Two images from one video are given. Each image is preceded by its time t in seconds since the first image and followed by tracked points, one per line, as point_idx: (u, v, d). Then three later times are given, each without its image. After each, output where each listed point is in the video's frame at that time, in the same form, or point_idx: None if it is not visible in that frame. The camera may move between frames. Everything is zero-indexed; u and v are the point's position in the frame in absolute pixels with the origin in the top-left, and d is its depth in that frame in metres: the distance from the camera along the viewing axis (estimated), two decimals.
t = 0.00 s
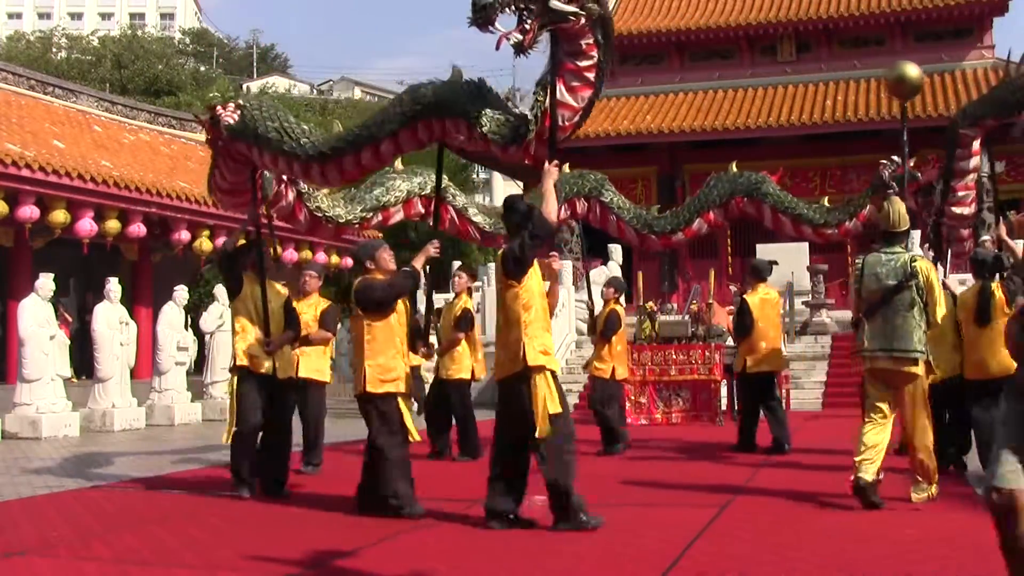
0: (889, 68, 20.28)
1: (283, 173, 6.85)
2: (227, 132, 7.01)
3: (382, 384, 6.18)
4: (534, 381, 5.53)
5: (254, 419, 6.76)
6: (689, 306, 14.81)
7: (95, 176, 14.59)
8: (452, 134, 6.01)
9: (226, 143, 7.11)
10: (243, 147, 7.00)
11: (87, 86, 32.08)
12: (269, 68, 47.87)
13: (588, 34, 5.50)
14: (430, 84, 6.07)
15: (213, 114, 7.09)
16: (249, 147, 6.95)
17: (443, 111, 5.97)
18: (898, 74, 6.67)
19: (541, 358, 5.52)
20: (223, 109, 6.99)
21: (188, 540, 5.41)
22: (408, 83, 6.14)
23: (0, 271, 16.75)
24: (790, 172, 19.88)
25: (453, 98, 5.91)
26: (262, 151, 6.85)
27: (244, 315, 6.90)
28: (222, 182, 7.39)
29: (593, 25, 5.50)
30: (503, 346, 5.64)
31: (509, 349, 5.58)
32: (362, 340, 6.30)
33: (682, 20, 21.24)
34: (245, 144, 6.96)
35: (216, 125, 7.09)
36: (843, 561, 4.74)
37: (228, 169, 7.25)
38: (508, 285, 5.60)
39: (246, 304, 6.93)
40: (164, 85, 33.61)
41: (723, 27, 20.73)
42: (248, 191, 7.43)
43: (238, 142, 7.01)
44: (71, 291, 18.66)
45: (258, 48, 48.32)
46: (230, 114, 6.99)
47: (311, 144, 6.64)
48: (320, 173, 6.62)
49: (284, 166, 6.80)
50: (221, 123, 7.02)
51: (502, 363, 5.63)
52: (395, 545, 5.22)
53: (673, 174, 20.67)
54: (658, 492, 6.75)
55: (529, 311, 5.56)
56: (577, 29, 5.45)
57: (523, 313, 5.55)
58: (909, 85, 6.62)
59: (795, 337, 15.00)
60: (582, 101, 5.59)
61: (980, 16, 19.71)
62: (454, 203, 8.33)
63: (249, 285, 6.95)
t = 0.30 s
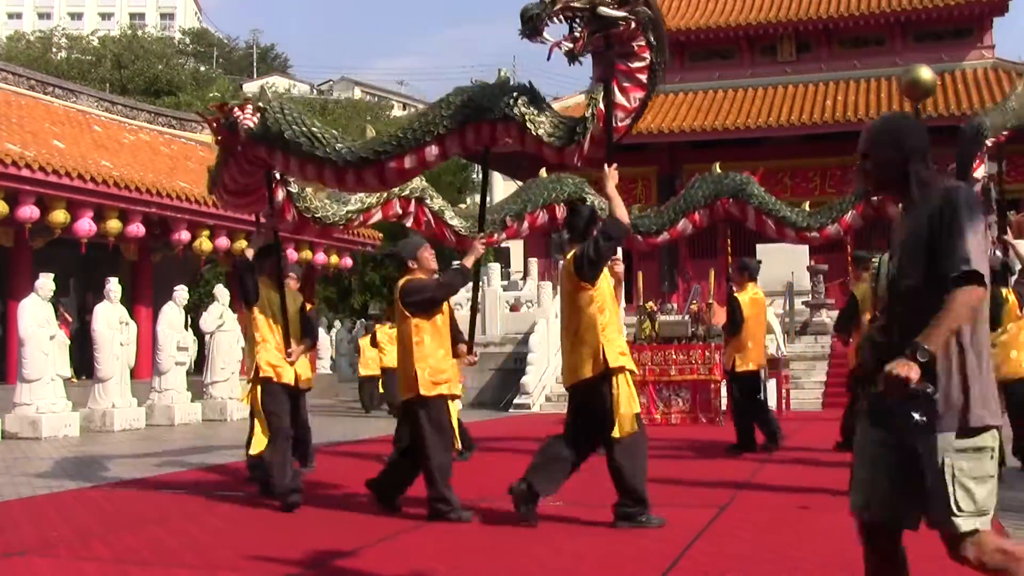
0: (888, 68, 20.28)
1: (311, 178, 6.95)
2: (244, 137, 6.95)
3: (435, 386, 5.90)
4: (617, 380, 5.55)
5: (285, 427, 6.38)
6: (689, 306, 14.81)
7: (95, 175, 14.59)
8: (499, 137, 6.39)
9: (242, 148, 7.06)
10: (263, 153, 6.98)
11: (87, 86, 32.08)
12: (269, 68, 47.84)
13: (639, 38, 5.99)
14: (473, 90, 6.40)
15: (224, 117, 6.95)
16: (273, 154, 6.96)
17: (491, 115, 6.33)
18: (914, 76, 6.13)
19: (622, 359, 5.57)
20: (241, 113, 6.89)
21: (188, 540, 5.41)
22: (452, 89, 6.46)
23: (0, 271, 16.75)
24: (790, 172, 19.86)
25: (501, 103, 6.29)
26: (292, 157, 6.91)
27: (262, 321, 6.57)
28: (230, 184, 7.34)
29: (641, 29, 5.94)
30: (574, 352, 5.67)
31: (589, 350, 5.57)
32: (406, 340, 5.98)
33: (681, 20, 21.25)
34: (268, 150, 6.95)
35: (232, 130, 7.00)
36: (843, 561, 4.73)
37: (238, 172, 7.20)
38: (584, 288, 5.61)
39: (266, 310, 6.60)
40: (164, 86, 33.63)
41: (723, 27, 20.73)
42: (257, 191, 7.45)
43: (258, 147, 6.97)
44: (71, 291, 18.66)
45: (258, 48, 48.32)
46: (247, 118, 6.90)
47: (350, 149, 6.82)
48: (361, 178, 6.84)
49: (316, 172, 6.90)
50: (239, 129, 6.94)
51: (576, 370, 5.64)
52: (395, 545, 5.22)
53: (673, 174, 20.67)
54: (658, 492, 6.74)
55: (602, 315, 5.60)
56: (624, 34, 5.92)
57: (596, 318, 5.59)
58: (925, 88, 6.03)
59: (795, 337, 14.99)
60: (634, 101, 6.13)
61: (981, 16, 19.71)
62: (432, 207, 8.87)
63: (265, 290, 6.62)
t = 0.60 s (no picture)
0: (889, 68, 20.29)
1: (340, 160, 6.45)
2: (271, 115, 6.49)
3: (472, 380, 5.92)
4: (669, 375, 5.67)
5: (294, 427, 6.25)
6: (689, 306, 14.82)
7: (95, 175, 14.58)
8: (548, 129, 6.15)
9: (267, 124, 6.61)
10: (290, 130, 6.54)
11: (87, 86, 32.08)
12: (269, 68, 47.84)
13: (689, 36, 5.90)
14: (524, 83, 6.15)
15: (250, 93, 6.53)
16: (299, 132, 6.50)
17: (543, 107, 6.09)
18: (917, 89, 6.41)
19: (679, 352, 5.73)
20: (268, 89, 6.41)
21: (188, 540, 5.41)
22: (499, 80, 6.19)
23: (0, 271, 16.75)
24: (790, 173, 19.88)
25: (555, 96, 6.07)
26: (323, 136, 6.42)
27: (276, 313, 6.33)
28: (246, 166, 6.90)
29: (692, 27, 5.92)
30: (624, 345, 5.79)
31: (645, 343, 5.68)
32: (445, 336, 6.07)
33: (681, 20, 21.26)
34: (296, 128, 6.50)
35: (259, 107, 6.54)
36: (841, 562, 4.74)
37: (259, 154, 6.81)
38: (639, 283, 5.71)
39: (284, 302, 6.36)
40: (164, 86, 33.66)
41: (723, 27, 20.74)
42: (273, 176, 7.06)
43: (286, 125, 6.53)
44: (71, 291, 18.67)
45: (258, 48, 48.35)
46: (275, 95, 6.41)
47: (386, 133, 6.30)
48: (397, 164, 6.31)
49: (349, 155, 6.40)
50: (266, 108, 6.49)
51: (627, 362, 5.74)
52: (394, 545, 5.22)
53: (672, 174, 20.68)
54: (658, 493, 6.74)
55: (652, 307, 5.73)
56: (677, 33, 5.87)
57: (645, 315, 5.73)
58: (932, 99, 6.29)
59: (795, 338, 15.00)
60: (682, 99, 6.03)
61: (981, 16, 19.71)
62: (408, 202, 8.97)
63: (285, 281, 6.39)
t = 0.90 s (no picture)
0: (888, 68, 20.30)
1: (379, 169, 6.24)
2: (302, 117, 6.17)
3: (518, 386, 5.86)
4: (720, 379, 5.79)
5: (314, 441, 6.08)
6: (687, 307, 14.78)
7: (95, 176, 14.56)
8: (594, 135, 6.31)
9: (295, 128, 6.29)
10: (321, 134, 6.24)
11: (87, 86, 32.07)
12: (270, 68, 47.91)
13: (733, 45, 6.30)
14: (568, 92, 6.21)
15: (279, 94, 6.17)
16: (333, 139, 6.20)
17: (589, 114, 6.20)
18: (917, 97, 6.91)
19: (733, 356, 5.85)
20: (302, 90, 6.11)
21: (188, 540, 5.41)
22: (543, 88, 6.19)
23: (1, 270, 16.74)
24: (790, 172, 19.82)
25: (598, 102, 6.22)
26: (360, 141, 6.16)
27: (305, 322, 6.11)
28: (267, 171, 6.58)
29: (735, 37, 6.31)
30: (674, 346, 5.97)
31: (702, 346, 5.80)
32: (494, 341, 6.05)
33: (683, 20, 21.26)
34: (329, 134, 6.19)
35: (287, 109, 6.19)
36: (842, 561, 4.74)
37: (279, 160, 6.50)
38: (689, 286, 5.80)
39: (313, 310, 6.15)
40: (164, 86, 33.68)
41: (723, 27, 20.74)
42: (291, 182, 6.76)
43: (316, 129, 6.23)
44: (71, 291, 18.67)
45: (258, 47, 48.40)
46: (311, 96, 6.12)
47: (436, 142, 6.16)
48: (446, 175, 6.22)
49: (389, 164, 6.21)
50: (297, 113, 6.19)
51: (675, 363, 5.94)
52: (394, 545, 5.22)
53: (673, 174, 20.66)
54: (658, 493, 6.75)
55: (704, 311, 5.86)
56: (723, 40, 6.24)
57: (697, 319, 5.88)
58: (932, 105, 6.81)
59: (794, 338, 15.00)
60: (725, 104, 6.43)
61: (980, 16, 19.71)
62: (392, 206, 7.92)
63: (314, 288, 6.14)
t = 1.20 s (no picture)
0: (889, 68, 20.30)
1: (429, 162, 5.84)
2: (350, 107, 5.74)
3: (581, 380, 5.94)
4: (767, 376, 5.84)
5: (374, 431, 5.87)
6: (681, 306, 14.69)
7: (95, 175, 14.55)
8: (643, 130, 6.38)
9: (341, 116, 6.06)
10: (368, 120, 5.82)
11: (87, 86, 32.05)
12: (270, 68, 47.91)
13: (771, 51, 6.85)
14: (619, 88, 6.26)
15: (329, 82, 5.90)
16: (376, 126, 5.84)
17: (638, 110, 6.30)
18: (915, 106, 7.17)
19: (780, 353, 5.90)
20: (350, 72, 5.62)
21: (188, 540, 5.41)
22: (594, 83, 6.21)
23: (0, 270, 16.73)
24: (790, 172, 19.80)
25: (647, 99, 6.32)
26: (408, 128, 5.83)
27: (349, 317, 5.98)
28: (301, 159, 6.31)
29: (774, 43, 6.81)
30: (718, 346, 5.95)
31: (747, 345, 5.83)
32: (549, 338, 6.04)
33: (682, 20, 21.27)
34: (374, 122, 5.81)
35: (334, 95, 5.92)
36: (843, 561, 4.73)
37: (319, 147, 6.28)
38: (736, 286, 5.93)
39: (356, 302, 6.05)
40: (164, 86, 33.68)
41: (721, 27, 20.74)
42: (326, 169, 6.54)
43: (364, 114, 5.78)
44: (71, 290, 18.68)
45: (258, 48, 48.45)
46: (361, 80, 5.61)
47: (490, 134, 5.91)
48: (497, 168, 5.96)
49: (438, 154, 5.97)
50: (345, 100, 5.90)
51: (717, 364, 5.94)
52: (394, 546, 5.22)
53: (673, 174, 20.66)
54: (657, 493, 6.75)
55: (752, 310, 5.91)
56: (765, 46, 6.81)
57: (745, 317, 5.90)
58: (930, 113, 7.10)
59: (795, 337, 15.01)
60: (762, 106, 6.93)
61: (981, 16, 19.71)
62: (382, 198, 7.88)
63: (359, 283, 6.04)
